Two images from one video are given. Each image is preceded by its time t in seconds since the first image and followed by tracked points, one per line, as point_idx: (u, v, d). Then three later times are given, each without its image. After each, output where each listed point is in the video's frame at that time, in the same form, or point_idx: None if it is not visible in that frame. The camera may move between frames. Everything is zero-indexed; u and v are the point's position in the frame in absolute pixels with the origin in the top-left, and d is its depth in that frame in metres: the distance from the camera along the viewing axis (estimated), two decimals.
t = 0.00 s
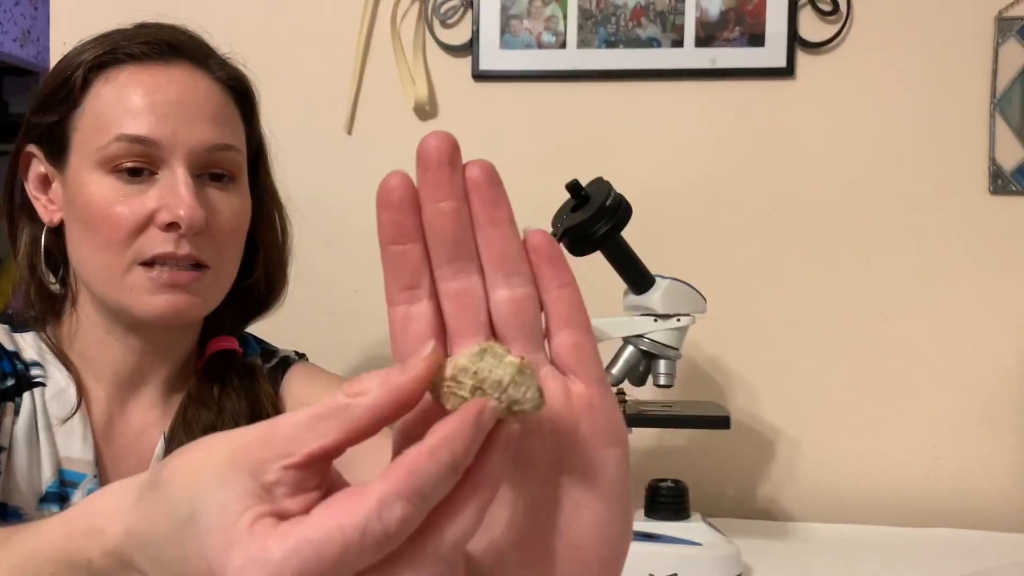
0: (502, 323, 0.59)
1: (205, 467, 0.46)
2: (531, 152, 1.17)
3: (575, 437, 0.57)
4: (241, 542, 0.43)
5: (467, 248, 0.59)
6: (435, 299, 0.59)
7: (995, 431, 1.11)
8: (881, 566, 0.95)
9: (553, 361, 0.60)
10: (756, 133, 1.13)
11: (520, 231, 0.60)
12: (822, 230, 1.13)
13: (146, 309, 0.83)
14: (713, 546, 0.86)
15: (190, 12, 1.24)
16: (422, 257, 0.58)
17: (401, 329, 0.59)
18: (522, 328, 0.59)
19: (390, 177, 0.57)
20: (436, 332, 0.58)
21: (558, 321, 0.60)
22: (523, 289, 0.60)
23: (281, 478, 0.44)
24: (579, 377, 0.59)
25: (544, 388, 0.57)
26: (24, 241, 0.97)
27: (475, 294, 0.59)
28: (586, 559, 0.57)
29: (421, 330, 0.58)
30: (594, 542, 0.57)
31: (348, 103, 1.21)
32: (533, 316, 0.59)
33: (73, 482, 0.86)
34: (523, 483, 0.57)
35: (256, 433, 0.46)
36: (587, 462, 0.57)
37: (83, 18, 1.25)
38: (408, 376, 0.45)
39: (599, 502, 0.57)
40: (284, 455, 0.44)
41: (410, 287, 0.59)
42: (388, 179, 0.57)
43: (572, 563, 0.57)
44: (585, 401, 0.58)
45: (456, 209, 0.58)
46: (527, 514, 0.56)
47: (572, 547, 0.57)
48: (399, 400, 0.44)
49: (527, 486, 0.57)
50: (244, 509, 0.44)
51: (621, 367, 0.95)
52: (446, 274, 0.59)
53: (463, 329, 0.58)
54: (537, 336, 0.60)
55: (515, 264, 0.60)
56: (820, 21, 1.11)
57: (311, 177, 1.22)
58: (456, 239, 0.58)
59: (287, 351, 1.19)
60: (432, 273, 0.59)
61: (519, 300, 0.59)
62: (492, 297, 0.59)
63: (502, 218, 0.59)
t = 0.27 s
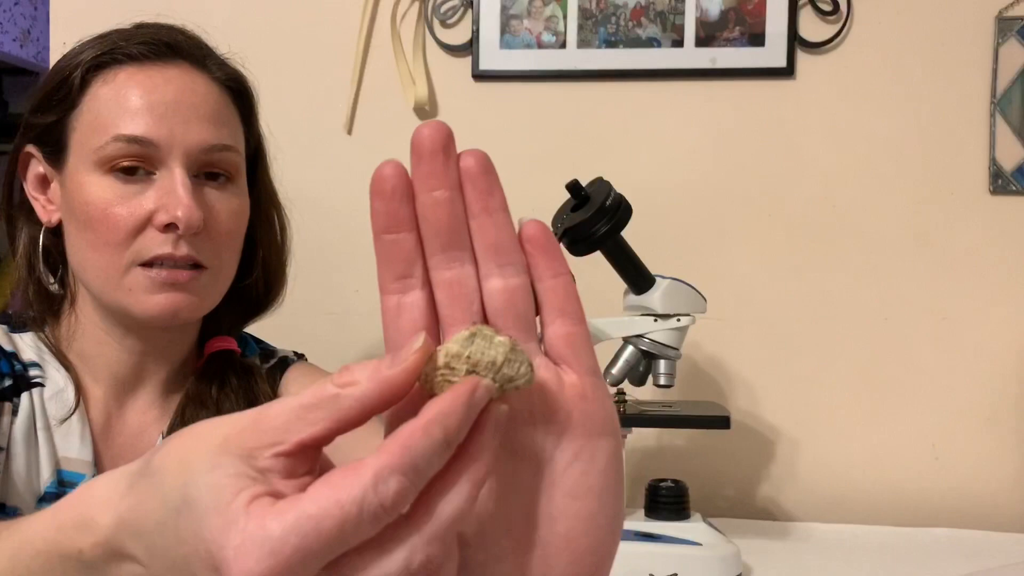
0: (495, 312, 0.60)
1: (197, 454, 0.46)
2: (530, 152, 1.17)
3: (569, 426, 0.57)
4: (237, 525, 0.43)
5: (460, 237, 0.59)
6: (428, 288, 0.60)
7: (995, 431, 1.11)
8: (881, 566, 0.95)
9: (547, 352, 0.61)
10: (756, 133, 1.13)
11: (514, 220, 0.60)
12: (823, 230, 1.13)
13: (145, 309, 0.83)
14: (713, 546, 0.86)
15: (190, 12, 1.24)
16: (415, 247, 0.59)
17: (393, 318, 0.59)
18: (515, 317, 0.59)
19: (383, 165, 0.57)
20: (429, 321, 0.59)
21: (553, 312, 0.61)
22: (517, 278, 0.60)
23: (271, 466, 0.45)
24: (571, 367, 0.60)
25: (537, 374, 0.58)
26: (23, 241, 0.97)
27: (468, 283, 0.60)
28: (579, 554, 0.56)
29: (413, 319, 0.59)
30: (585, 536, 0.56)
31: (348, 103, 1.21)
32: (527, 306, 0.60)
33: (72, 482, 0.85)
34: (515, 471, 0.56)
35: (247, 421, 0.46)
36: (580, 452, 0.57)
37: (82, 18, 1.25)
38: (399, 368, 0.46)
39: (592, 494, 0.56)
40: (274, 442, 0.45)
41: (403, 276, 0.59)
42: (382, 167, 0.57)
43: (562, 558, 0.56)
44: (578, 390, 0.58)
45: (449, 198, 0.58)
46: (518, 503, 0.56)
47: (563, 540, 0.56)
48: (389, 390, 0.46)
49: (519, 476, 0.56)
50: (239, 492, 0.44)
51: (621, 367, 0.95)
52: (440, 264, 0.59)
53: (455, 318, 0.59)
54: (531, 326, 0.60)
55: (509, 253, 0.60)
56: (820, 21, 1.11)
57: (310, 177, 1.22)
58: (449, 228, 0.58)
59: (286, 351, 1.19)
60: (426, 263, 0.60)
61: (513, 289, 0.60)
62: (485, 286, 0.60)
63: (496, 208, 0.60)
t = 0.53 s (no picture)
0: (495, 315, 0.60)
1: (196, 459, 0.46)
2: (531, 152, 1.17)
3: (569, 429, 0.57)
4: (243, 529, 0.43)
5: (460, 239, 0.59)
6: (427, 291, 0.60)
7: (995, 431, 1.11)
8: (880, 566, 0.95)
9: (547, 355, 0.61)
10: (755, 133, 1.13)
11: (514, 223, 0.60)
12: (823, 230, 1.13)
13: (146, 310, 0.83)
14: (713, 546, 0.86)
15: (190, 12, 1.24)
16: (413, 249, 0.59)
17: (392, 321, 0.59)
18: (515, 320, 0.60)
19: (380, 167, 0.57)
20: (427, 324, 0.59)
21: (552, 314, 0.61)
22: (516, 280, 0.60)
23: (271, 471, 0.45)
24: (571, 371, 0.60)
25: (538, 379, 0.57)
26: (23, 242, 0.97)
27: (467, 286, 0.60)
28: (578, 560, 0.56)
29: (412, 322, 0.59)
30: (585, 539, 0.56)
31: (348, 103, 1.21)
32: (527, 309, 0.60)
33: (72, 483, 0.85)
34: (514, 480, 0.57)
35: (246, 425, 0.46)
36: (579, 455, 0.57)
37: (81, 18, 1.25)
38: (404, 377, 0.47)
39: (591, 497, 0.57)
40: (275, 447, 0.45)
41: (402, 279, 0.59)
42: (379, 169, 0.57)
43: (562, 563, 0.56)
44: (577, 394, 0.58)
45: (448, 201, 0.58)
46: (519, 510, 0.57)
47: (563, 542, 0.56)
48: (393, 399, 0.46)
49: (518, 485, 0.57)
50: (240, 496, 0.44)
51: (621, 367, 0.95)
52: (438, 266, 0.59)
53: (454, 321, 0.59)
54: (530, 328, 0.60)
55: (508, 256, 0.60)
56: (820, 21, 1.11)
57: (310, 177, 1.22)
58: (448, 231, 0.58)
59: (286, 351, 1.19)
60: (424, 266, 0.60)
61: (512, 292, 0.60)
62: (485, 289, 0.60)
63: (495, 210, 0.60)
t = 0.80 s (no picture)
0: (491, 323, 0.60)
1: (193, 467, 0.46)
2: (531, 152, 1.17)
3: (565, 438, 0.57)
4: (239, 544, 0.42)
5: (456, 247, 0.59)
6: (423, 299, 0.60)
7: (995, 432, 1.11)
8: (880, 566, 0.95)
9: (543, 362, 0.61)
10: (755, 133, 1.13)
11: (510, 230, 0.60)
12: (822, 230, 1.13)
13: (145, 311, 0.83)
14: (713, 546, 0.86)
15: (190, 12, 1.24)
16: (409, 257, 0.58)
17: (387, 329, 0.59)
18: (511, 328, 0.60)
19: (376, 174, 0.57)
20: (423, 331, 0.59)
21: (549, 323, 0.61)
22: (513, 288, 0.60)
23: (269, 472, 0.45)
24: (567, 379, 0.60)
25: (534, 386, 0.58)
26: (22, 242, 0.97)
27: (463, 294, 0.60)
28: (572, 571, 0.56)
29: (408, 330, 0.58)
30: (580, 548, 0.56)
31: (348, 103, 1.21)
32: (523, 317, 0.60)
33: (73, 483, 0.85)
34: (509, 488, 0.57)
35: (243, 428, 0.47)
36: (576, 464, 0.57)
37: (81, 17, 1.25)
38: (401, 373, 0.48)
39: (586, 507, 0.57)
40: (274, 447, 0.46)
41: (397, 287, 0.59)
42: (375, 176, 0.57)
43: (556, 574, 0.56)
44: (574, 403, 0.58)
45: (445, 208, 0.58)
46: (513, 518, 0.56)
47: (558, 551, 0.56)
48: (391, 395, 0.47)
49: (513, 493, 0.57)
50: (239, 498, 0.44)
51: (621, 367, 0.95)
52: (434, 274, 0.59)
53: (450, 328, 0.59)
54: (526, 336, 0.60)
55: (505, 264, 0.61)
56: (820, 21, 1.11)
57: (310, 177, 1.22)
58: (445, 238, 0.58)
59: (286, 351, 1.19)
60: (420, 273, 0.60)
61: (508, 299, 0.60)
62: (481, 297, 0.60)
63: (491, 217, 0.60)
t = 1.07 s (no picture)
0: (486, 311, 0.60)
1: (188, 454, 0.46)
2: (531, 152, 1.17)
3: (560, 425, 0.57)
4: (230, 527, 0.42)
5: (450, 235, 0.59)
6: (417, 287, 0.60)
7: (995, 431, 1.11)
8: (881, 566, 0.95)
9: (537, 350, 0.61)
10: (755, 132, 1.13)
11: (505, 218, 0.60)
12: (822, 230, 1.13)
13: (142, 311, 0.83)
14: (713, 546, 0.86)
15: (190, 12, 1.24)
16: (403, 245, 0.59)
17: (381, 317, 0.59)
18: (506, 315, 0.60)
19: (370, 162, 0.57)
20: (417, 319, 0.59)
21: (543, 310, 0.61)
22: (508, 276, 0.60)
23: (262, 454, 0.46)
24: (562, 366, 0.60)
25: (529, 373, 0.58)
26: (20, 242, 0.97)
27: (458, 282, 0.60)
28: (568, 559, 0.56)
29: (402, 318, 0.59)
30: (576, 536, 0.56)
31: (348, 103, 1.21)
32: (518, 305, 0.60)
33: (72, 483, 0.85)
34: (505, 475, 0.57)
35: (237, 414, 0.47)
36: (572, 451, 0.57)
37: (80, 18, 1.25)
38: (396, 358, 0.48)
39: (582, 494, 0.57)
40: (268, 432, 0.46)
41: (392, 274, 0.59)
42: (369, 165, 0.57)
43: (552, 562, 0.55)
44: (570, 389, 0.59)
45: (439, 195, 0.58)
46: (509, 505, 0.56)
47: (554, 539, 0.56)
48: (385, 380, 0.48)
49: (509, 480, 0.57)
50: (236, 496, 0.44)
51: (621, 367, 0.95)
52: (428, 263, 0.59)
53: (445, 316, 0.59)
54: (521, 323, 0.61)
55: (500, 252, 0.61)
56: (820, 21, 1.11)
57: (310, 177, 1.22)
58: (439, 225, 0.58)
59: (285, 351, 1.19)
60: (414, 261, 0.60)
61: (503, 287, 0.60)
62: (475, 285, 0.60)
63: (485, 205, 0.60)
